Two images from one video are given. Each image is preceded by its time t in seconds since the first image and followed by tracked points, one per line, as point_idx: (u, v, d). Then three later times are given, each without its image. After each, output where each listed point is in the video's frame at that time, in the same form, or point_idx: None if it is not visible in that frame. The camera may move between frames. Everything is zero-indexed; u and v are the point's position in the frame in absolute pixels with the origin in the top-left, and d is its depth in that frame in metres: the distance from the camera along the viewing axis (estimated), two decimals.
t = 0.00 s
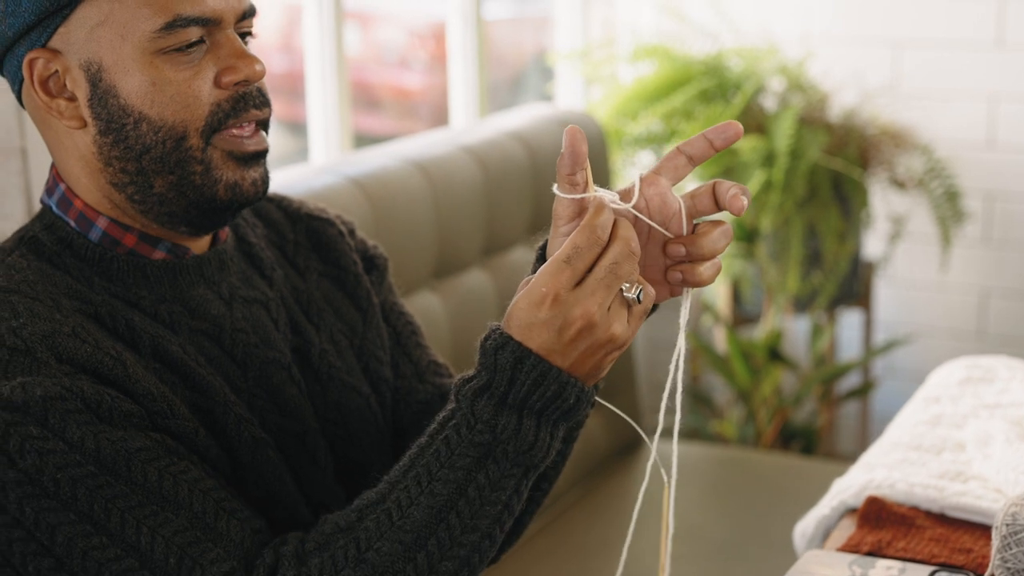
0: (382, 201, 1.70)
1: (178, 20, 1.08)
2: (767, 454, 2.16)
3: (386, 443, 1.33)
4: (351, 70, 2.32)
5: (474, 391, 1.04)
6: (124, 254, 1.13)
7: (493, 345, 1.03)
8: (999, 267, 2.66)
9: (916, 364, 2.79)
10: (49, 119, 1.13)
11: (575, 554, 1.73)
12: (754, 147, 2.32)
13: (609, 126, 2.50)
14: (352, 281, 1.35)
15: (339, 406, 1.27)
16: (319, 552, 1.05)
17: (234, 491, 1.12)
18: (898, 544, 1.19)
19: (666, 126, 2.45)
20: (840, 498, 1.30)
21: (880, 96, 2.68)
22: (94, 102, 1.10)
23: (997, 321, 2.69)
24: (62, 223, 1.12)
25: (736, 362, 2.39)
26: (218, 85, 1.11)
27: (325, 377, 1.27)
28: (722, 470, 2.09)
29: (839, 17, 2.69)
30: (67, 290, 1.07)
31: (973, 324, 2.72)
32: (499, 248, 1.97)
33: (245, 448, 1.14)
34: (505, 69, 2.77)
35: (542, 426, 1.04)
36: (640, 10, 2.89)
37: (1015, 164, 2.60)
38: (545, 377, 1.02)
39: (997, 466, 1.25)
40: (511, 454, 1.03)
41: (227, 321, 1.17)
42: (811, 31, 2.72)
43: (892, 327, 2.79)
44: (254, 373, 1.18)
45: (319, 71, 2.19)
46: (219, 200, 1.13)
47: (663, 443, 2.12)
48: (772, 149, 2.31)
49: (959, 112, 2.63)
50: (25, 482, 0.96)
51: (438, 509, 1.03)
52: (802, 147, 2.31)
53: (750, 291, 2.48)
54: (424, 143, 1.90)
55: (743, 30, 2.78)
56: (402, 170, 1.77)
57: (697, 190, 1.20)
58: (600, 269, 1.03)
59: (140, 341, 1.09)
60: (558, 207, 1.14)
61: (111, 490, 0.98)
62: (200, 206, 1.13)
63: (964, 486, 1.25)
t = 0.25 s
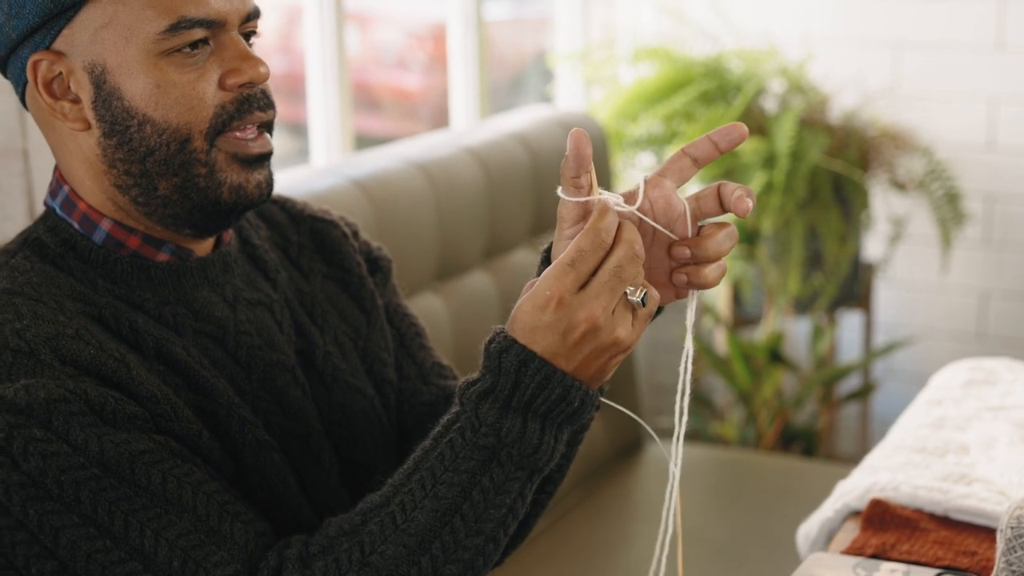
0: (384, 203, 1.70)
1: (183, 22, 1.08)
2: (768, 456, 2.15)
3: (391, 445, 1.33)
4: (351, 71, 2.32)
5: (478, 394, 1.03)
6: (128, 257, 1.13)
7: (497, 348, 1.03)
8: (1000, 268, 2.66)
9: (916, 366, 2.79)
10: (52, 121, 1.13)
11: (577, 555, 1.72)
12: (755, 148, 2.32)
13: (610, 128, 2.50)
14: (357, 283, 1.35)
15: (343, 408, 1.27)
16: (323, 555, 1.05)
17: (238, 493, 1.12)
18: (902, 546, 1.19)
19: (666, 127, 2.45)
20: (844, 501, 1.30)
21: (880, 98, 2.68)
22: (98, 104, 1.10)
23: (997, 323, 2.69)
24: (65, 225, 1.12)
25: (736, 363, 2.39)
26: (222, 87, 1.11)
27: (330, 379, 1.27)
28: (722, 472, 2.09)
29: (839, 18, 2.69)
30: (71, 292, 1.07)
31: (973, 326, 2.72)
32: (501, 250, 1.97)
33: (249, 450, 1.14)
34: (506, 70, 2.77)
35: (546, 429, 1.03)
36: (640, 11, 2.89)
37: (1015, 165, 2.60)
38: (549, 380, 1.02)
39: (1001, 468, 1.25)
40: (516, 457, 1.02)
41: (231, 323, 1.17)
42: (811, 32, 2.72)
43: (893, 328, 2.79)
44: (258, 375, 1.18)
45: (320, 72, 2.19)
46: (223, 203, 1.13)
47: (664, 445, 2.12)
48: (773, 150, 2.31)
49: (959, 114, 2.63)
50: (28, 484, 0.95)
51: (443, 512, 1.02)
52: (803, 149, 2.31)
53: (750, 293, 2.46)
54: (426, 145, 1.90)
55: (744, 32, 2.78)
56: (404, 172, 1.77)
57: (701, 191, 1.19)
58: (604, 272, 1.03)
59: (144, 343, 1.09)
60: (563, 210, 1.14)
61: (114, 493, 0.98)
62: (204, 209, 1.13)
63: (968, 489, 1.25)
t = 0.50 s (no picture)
0: (385, 204, 1.70)
1: (187, 23, 1.08)
2: (769, 457, 2.15)
3: (395, 446, 1.33)
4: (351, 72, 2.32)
5: (482, 397, 1.03)
6: (132, 258, 1.13)
7: (501, 350, 1.03)
8: (1000, 269, 2.66)
9: (916, 367, 2.79)
10: (57, 122, 1.13)
11: (580, 557, 1.72)
12: (755, 149, 2.32)
13: (610, 129, 2.49)
14: (360, 284, 1.34)
15: (348, 410, 1.27)
16: (327, 557, 1.04)
17: (243, 495, 1.12)
18: (906, 548, 1.19)
19: (667, 128, 2.45)
20: (847, 502, 1.30)
21: (880, 99, 2.68)
22: (103, 106, 1.10)
23: (997, 323, 2.69)
24: (69, 226, 1.11)
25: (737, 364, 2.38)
26: (226, 88, 1.11)
27: (334, 381, 1.27)
28: (722, 472, 2.09)
29: (839, 19, 2.69)
30: (75, 293, 1.07)
31: (973, 327, 2.72)
32: (502, 251, 1.96)
33: (254, 452, 1.14)
34: (506, 71, 2.77)
35: (551, 430, 1.03)
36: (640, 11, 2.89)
37: (1015, 166, 2.60)
38: (554, 382, 1.01)
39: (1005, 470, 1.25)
40: (521, 460, 1.02)
41: (235, 324, 1.17)
42: (811, 33, 2.73)
43: (893, 330, 2.79)
44: (263, 377, 1.18)
45: (320, 72, 2.19)
46: (228, 203, 1.13)
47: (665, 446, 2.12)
48: (774, 151, 2.31)
49: (959, 115, 2.63)
50: (33, 486, 0.95)
51: (447, 514, 1.02)
52: (803, 150, 2.31)
53: (750, 294, 2.46)
54: (427, 145, 1.90)
55: (744, 33, 2.78)
56: (405, 173, 1.77)
57: (704, 191, 1.19)
58: (601, 268, 1.02)
59: (148, 345, 1.09)
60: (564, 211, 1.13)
61: (119, 495, 0.98)
62: (209, 209, 1.13)
63: (972, 490, 1.24)
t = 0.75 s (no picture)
0: (385, 207, 1.70)
1: (188, 28, 1.08)
2: (768, 459, 2.15)
3: (396, 451, 1.33)
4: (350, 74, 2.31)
5: (483, 402, 1.03)
6: (133, 262, 1.13)
7: (501, 355, 1.02)
8: (998, 271, 2.67)
9: (915, 370, 2.79)
10: (57, 127, 1.13)
11: (580, 559, 1.72)
12: (754, 152, 2.32)
13: (609, 131, 2.49)
14: (361, 289, 1.34)
15: (349, 414, 1.27)
16: (328, 563, 1.04)
17: (244, 500, 1.12)
18: (907, 552, 1.19)
19: (665, 131, 2.45)
20: (847, 506, 1.30)
21: (879, 101, 2.68)
22: (104, 110, 1.10)
23: (996, 326, 2.70)
24: (69, 231, 1.11)
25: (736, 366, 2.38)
26: (227, 92, 1.11)
27: (335, 386, 1.27)
28: (721, 474, 2.09)
29: (838, 21, 2.69)
30: (76, 298, 1.07)
31: (972, 329, 2.72)
32: (501, 254, 1.96)
33: (254, 457, 1.14)
34: (504, 72, 2.77)
35: (552, 435, 1.03)
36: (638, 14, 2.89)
37: (1013, 168, 2.61)
38: (556, 386, 1.01)
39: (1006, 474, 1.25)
40: (522, 464, 1.02)
41: (236, 329, 1.17)
42: (810, 36, 2.72)
43: (891, 332, 2.80)
44: (264, 382, 1.18)
45: (318, 74, 2.19)
46: (231, 205, 1.13)
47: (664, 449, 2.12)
48: (772, 154, 2.31)
49: (958, 117, 2.63)
50: (34, 491, 0.95)
51: (449, 520, 1.02)
52: (803, 153, 2.31)
53: (749, 296, 2.46)
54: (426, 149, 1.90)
55: (742, 35, 2.78)
56: (405, 176, 1.77)
57: (705, 197, 1.19)
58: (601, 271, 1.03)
59: (149, 350, 1.09)
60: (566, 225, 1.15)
61: (120, 500, 0.97)
62: (211, 211, 1.13)
63: (972, 494, 1.24)
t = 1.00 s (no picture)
0: (383, 209, 1.69)
1: (188, 30, 1.08)
2: (766, 461, 2.15)
3: (395, 454, 1.33)
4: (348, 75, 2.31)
5: (483, 405, 1.02)
6: (133, 266, 1.13)
7: (500, 358, 1.02)
8: (997, 273, 2.67)
9: (913, 371, 2.79)
10: (57, 129, 1.13)
11: (579, 561, 1.72)
12: (753, 153, 2.32)
13: (607, 133, 2.49)
14: (360, 292, 1.34)
15: (348, 418, 1.27)
16: (328, 568, 1.04)
17: (243, 505, 1.12)
18: (907, 555, 1.18)
19: (663, 132, 2.45)
20: (847, 509, 1.29)
21: (877, 102, 2.68)
22: (103, 112, 1.10)
23: (994, 327, 2.70)
24: (68, 233, 1.11)
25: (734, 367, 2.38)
26: (227, 94, 1.11)
27: (334, 389, 1.26)
28: (719, 476, 2.09)
29: (837, 24, 2.69)
30: (75, 301, 1.07)
31: (970, 330, 2.72)
32: (500, 256, 1.96)
33: (254, 461, 1.14)
34: (502, 73, 2.77)
35: (552, 439, 1.02)
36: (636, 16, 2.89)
37: (1011, 170, 2.61)
38: (556, 389, 1.01)
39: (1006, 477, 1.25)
40: (522, 468, 1.02)
41: (235, 332, 1.17)
42: (808, 37, 2.72)
43: (890, 334, 2.80)
44: (262, 386, 1.18)
45: (316, 75, 2.18)
46: (230, 208, 1.13)
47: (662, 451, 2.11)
48: (771, 155, 2.31)
49: (956, 119, 2.63)
50: (32, 495, 0.95)
51: (448, 524, 1.02)
52: (801, 155, 2.30)
53: (747, 298, 2.47)
54: (424, 150, 1.89)
55: (741, 37, 2.78)
56: (404, 178, 1.77)
57: (705, 200, 1.19)
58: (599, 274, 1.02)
59: (148, 353, 1.09)
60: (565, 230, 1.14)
61: (119, 504, 0.97)
62: (211, 214, 1.13)
63: (972, 497, 1.24)
